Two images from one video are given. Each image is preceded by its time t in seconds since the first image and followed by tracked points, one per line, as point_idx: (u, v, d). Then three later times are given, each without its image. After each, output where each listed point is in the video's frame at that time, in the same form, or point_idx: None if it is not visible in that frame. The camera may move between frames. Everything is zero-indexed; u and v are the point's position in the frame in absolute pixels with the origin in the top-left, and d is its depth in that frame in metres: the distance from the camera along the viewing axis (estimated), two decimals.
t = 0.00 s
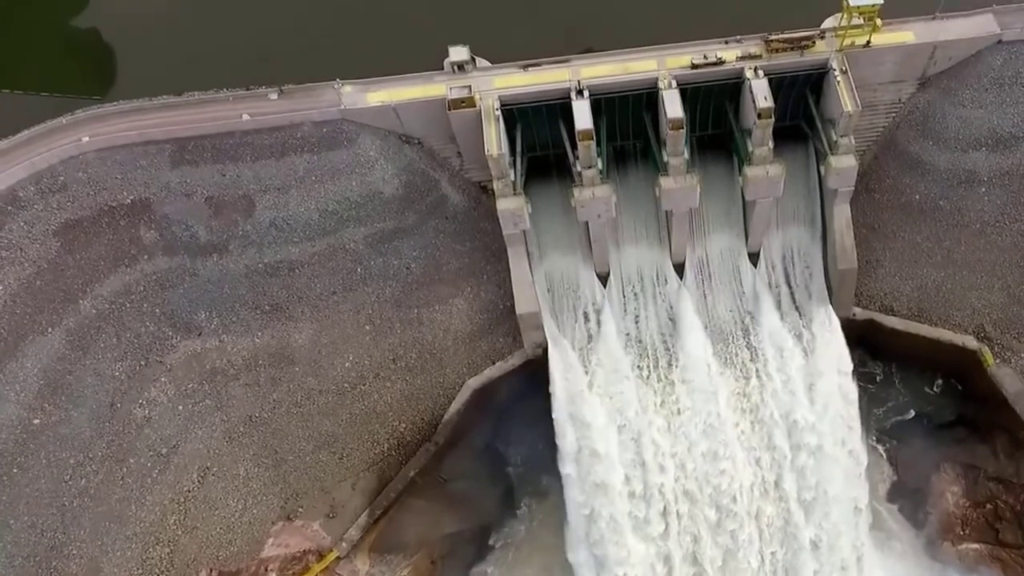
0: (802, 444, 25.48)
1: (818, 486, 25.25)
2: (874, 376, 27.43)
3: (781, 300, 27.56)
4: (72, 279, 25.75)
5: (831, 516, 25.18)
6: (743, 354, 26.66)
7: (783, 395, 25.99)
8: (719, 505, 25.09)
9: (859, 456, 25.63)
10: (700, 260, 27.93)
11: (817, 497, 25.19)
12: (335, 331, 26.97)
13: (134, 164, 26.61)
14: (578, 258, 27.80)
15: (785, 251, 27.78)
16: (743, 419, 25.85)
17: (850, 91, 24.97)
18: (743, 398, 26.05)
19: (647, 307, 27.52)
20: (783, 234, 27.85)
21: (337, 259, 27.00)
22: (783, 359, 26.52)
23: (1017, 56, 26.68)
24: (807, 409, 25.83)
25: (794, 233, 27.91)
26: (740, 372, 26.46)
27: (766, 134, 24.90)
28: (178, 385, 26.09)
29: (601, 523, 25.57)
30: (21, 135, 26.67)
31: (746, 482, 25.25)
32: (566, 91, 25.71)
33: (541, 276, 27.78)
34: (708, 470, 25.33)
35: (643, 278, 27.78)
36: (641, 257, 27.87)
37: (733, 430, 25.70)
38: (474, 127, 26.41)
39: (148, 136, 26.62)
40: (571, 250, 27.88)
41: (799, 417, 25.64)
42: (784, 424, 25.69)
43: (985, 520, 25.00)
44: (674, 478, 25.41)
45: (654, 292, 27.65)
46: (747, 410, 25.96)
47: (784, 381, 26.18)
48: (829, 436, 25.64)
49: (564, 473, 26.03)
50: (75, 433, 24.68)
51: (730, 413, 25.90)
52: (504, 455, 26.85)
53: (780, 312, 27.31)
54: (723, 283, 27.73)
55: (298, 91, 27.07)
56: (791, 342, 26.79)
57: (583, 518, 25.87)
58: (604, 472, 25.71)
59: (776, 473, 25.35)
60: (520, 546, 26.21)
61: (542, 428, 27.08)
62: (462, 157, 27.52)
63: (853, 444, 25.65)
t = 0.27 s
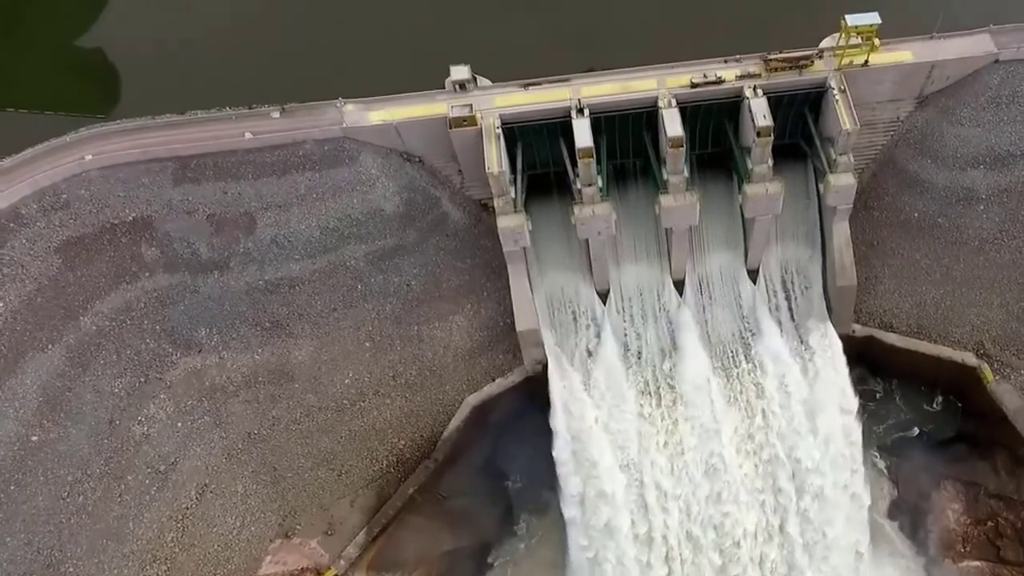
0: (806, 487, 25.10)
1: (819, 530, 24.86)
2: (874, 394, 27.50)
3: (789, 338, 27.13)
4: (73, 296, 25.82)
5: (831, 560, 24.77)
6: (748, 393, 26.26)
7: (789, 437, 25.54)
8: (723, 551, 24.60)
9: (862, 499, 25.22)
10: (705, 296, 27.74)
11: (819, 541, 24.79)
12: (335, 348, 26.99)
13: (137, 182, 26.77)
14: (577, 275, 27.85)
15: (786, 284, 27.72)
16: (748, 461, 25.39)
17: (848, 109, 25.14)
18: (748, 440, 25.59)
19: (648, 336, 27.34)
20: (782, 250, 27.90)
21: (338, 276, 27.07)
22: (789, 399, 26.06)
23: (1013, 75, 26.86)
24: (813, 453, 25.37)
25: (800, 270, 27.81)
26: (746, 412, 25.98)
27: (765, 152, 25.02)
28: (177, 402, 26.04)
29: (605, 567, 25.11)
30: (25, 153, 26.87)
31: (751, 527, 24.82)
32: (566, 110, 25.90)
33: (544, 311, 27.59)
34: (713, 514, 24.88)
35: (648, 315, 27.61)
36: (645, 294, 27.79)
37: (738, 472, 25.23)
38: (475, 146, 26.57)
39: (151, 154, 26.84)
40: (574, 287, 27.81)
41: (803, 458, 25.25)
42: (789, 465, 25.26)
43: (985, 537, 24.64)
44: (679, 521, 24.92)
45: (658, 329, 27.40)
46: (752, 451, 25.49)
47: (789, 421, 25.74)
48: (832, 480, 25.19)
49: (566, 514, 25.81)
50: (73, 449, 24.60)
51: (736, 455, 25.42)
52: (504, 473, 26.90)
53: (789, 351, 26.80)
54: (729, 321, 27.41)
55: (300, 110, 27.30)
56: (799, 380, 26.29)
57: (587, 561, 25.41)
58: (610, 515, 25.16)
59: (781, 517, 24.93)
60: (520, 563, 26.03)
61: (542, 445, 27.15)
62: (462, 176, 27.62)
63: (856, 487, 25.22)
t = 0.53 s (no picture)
0: (810, 531, 24.90)
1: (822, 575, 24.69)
2: (874, 411, 27.34)
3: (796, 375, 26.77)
4: (74, 313, 25.88)
5: None
6: (754, 433, 25.87)
7: (794, 479, 25.24)
8: None
9: (865, 542, 25.04)
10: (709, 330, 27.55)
11: None
12: (334, 364, 26.99)
13: (138, 199, 26.85)
14: (577, 292, 27.90)
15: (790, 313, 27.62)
16: (753, 503, 25.11)
17: (847, 127, 25.30)
18: (753, 482, 25.30)
19: (648, 359, 27.24)
20: (782, 266, 27.95)
21: (338, 292, 27.13)
22: (794, 439, 25.73)
23: (1011, 94, 26.97)
24: (817, 496, 25.10)
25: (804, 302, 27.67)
26: (750, 452, 25.65)
27: (764, 170, 25.19)
28: (176, 419, 26.00)
29: None
30: (28, 171, 27.02)
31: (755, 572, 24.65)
32: (566, 129, 26.06)
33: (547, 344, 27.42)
34: (718, 558, 24.69)
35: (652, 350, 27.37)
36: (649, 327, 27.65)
37: (743, 515, 24.97)
38: (476, 163, 26.70)
39: (153, 172, 26.98)
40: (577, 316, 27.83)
41: (808, 502, 24.98)
42: (794, 509, 25.01)
43: (986, 555, 24.45)
44: (684, 565, 24.74)
45: (662, 365, 27.11)
46: (758, 493, 25.20)
47: (794, 463, 25.44)
48: (835, 523, 24.98)
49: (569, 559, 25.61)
50: (71, 466, 24.52)
51: (741, 497, 25.13)
52: (503, 489, 26.73)
53: (796, 388, 26.43)
54: (734, 356, 27.11)
55: (302, 128, 27.46)
56: (805, 418, 25.99)
57: None
58: (615, 559, 25.01)
59: (785, 561, 24.74)
60: None
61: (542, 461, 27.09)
62: (463, 193, 27.73)
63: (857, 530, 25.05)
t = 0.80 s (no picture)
0: None
1: None
2: (874, 428, 27.20)
3: (802, 413, 26.36)
4: (74, 330, 25.91)
5: None
6: (759, 473, 25.62)
7: (798, 522, 25.00)
8: None
9: None
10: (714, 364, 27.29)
11: None
12: (334, 381, 26.97)
13: (140, 217, 26.97)
14: (577, 309, 27.94)
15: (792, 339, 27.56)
16: (758, 546, 24.90)
17: (845, 146, 25.45)
18: (758, 524, 25.05)
19: (647, 377, 27.23)
20: (781, 283, 27.99)
21: (338, 309, 27.17)
22: (799, 480, 25.48)
23: (1008, 112, 27.12)
24: (822, 540, 24.84)
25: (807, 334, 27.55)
26: (755, 494, 25.38)
27: (763, 188, 25.30)
28: (175, 437, 25.94)
29: None
30: (31, 189, 27.18)
31: None
32: (567, 147, 26.21)
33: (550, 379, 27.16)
34: None
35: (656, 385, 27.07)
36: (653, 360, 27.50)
37: (748, 557, 24.78)
38: (476, 181, 26.84)
39: (155, 190, 27.12)
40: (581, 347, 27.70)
41: (813, 547, 24.75)
42: (799, 554, 24.77)
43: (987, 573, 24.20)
44: None
45: (666, 401, 26.81)
46: (763, 536, 24.98)
47: (798, 505, 25.20)
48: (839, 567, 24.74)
49: None
50: (69, 483, 24.43)
51: (746, 540, 24.91)
52: (502, 507, 26.58)
53: (801, 426, 26.09)
54: (739, 391, 26.79)
55: (303, 146, 27.64)
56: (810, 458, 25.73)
57: None
58: None
59: None
60: None
61: (542, 479, 26.93)
62: (463, 211, 27.86)
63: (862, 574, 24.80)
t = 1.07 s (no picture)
0: None
1: None
2: (875, 445, 27.02)
3: (808, 453, 25.81)
4: (74, 346, 25.94)
5: None
6: (764, 514, 25.10)
7: (803, 565, 24.59)
8: None
9: None
10: (719, 400, 26.89)
11: None
12: (334, 398, 26.95)
13: (142, 234, 27.10)
14: (577, 325, 27.96)
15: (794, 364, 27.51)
16: None
17: (845, 163, 25.58)
18: (762, 568, 24.66)
19: (647, 394, 27.17)
20: (780, 299, 28.03)
21: (339, 326, 27.21)
22: (804, 523, 24.97)
23: (1006, 130, 27.28)
24: None
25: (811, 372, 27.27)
26: (760, 536, 24.90)
27: (763, 206, 25.42)
28: (174, 453, 25.86)
29: None
30: (34, 207, 27.35)
31: None
32: (567, 164, 26.38)
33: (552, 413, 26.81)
34: None
35: (660, 422, 26.62)
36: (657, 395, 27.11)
37: None
38: (478, 199, 26.98)
39: (158, 207, 27.28)
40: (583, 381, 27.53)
41: None
42: None
43: None
44: None
45: (670, 439, 26.30)
46: None
47: (803, 549, 24.73)
48: None
49: None
50: (66, 500, 24.34)
51: None
52: (500, 524, 26.29)
53: (807, 464, 25.61)
54: (744, 429, 26.29)
55: (305, 164, 27.85)
56: (815, 499, 25.24)
57: None
58: None
59: None
60: None
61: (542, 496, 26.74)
62: (464, 228, 27.97)
63: None
